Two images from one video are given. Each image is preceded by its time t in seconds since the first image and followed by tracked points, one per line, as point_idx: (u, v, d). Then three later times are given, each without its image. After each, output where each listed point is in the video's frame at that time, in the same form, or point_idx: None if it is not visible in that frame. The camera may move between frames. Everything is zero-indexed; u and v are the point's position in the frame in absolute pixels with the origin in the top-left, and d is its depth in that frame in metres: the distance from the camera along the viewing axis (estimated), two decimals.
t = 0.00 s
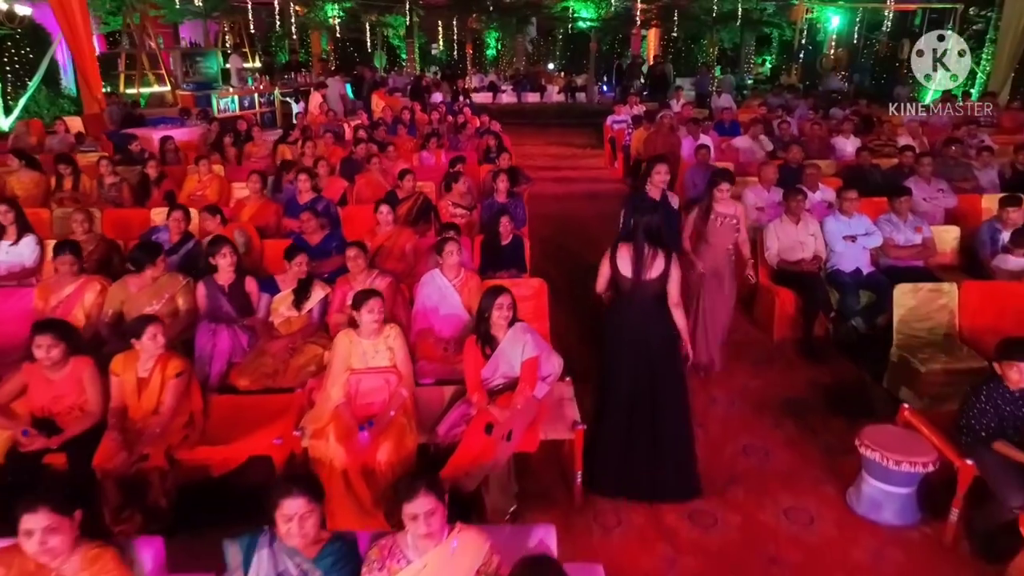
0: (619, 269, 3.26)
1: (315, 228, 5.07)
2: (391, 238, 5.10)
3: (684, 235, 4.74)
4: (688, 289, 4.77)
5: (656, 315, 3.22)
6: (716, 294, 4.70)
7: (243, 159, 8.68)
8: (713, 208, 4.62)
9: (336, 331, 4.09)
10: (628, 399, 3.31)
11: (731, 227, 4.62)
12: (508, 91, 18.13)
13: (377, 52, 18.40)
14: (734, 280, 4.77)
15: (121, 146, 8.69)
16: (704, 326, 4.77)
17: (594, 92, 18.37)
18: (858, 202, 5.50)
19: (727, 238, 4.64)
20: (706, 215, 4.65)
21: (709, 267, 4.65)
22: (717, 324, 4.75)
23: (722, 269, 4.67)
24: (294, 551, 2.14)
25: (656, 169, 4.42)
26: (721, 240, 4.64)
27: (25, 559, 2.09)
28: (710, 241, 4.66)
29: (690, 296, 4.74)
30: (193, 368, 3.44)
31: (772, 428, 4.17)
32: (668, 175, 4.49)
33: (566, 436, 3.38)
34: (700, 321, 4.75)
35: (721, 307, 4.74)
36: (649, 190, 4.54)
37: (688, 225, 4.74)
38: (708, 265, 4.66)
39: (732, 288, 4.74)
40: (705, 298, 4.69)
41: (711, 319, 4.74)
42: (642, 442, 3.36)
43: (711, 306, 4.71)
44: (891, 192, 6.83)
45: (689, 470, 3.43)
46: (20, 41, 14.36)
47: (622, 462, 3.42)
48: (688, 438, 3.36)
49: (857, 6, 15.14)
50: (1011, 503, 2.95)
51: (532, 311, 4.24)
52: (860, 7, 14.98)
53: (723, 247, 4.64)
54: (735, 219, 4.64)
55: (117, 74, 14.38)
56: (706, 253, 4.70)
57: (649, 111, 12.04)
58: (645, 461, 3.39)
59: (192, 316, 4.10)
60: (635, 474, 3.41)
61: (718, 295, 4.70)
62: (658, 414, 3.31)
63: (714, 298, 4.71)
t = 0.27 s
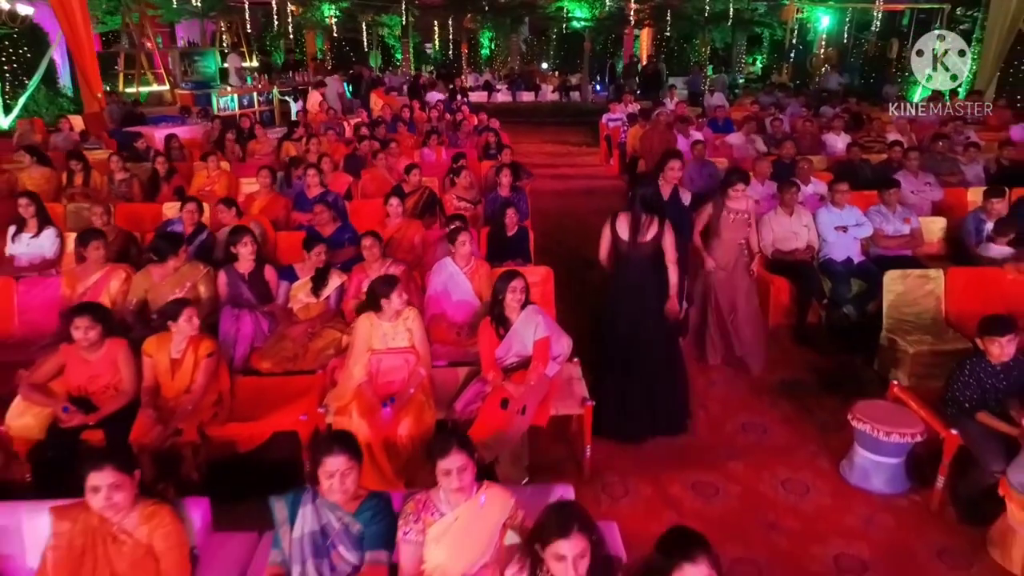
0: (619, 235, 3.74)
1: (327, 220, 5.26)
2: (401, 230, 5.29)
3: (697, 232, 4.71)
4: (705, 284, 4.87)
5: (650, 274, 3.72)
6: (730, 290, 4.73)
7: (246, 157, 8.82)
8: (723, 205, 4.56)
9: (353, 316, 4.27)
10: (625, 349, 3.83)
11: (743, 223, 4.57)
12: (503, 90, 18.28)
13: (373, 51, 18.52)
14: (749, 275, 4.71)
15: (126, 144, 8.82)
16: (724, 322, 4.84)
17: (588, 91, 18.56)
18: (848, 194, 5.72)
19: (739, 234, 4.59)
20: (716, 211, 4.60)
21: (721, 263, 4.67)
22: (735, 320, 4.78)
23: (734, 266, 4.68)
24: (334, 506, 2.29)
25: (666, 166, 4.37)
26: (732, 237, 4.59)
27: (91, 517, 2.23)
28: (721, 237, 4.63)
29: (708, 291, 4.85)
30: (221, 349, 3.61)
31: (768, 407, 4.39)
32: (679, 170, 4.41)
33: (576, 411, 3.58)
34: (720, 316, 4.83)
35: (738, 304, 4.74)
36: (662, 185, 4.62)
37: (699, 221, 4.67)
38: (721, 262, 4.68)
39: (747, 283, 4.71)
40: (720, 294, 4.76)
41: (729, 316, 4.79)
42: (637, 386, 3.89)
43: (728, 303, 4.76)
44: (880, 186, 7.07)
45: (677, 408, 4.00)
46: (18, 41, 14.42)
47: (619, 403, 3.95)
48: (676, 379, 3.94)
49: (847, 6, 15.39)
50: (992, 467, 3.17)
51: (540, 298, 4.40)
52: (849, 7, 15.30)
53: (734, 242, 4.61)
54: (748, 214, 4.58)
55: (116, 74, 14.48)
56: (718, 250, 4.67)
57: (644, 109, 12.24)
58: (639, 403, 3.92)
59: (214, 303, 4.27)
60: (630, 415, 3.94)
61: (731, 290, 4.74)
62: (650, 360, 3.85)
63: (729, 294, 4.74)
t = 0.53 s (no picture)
0: (609, 223, 4.21)
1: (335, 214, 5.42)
2: (407, 224, 5.46)
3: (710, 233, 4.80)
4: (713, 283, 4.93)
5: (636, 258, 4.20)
6: (743, 292, 4.79)
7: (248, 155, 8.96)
8: (738, 206, 4.67)
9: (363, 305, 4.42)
10: (617, 327, 4.29)
11: (757, 225, 4.67)
12: (498, 89, 18.44)
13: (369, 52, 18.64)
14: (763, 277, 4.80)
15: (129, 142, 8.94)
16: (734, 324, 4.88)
17: (582, 90, 18.74)
18: (839, 188, 5.91)
19: (754, 237, 4.69)
20: (731, 213, 4.70)
21: (735, 264, 4.74)
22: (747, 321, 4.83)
23: (748, 266, 4.74)
24: (362, 472, 2.43)
25: (675, 165, 4.47)
26: (747, 238, 4.68)
27: (138, 484, 2.36)
28: (737, 238, 4.70)
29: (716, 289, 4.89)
30: (241, 335, 3.77)
31: (764, 391, 4.58)
32: (689, 172, 4.53)
33: (582, 393, 3.75)
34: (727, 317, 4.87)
35: (749, 305, 4.80)
36: (670, 185, 4.64)
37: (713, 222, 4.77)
38: (734, 262, 4.76)
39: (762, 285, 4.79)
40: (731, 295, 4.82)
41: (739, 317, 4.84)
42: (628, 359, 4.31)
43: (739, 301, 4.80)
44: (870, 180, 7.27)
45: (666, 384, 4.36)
46: (15, 41, 14.52)
47: (612, 376, 4.36)
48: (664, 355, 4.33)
49: (837, 6, 15.64)
50: (975, 441, 3.36)
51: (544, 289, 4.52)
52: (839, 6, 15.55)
53: (749, 243, 4.69)
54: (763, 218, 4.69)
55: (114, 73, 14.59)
56: (733, 251, 4.74)
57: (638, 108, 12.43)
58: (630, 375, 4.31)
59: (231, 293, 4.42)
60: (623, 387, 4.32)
61: (744, 291, 4.79)
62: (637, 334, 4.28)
63: (742, 295, 4.80)
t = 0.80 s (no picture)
0: (592, 196, 4.88)
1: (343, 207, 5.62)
2: (414, 216, 5.66)
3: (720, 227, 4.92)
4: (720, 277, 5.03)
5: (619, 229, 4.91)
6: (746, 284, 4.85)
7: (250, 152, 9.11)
8: (746, 200, 4.76)
9: (375, 292, 4.62)
10: (608, 292, 4.96)
11: (764, 219, 4.76)
12: (491, 88, 18.63)
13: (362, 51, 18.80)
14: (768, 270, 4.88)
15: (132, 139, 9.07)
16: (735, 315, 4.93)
17: (574, 89, 18.97)
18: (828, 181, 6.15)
19: (759, 231, 4.77)
20: (738, 207, 4.81)
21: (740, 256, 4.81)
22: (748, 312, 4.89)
23: (753, 259, 4.82)
24: (390, 437, 2.64)
25: (684, 162, 4.59)
26: (754, 232, 4.76)
27: (185, 449, 2.54)
28: (743, 232, 4.79)
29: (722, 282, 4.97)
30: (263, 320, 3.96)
31: (757, 372, 4.81)
32: (700, 170, 4.64)
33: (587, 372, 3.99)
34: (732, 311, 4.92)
35: (754, 296, 4.89)
36: (681, 183, 4.76)
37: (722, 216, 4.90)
38: (740, 254, 4.84)
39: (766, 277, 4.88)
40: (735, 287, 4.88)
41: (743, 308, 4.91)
42: (618, 319, 4.96)
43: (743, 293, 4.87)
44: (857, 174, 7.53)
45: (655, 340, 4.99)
46: (9, 41, 14.60)
47: (604, 335, 5.01)
48: (649, 314, 4.98)
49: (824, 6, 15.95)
50: (955, 412, 3.59)
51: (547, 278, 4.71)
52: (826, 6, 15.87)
53: (756, 237, 4.76)
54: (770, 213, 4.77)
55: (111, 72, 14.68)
56: (740, 244, 4.83)
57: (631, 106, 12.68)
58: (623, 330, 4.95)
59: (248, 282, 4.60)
60: (617, 344, 4.96)
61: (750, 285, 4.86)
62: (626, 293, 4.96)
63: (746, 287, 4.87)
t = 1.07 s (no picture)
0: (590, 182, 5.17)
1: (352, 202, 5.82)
2: (420, 209, 5.86)
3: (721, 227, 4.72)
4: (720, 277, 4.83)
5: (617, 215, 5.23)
6: (747, 285, 4.67)
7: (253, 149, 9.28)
8: (747, 199, 4.57)
9: (387, 280, 4.81)
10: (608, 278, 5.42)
11: (764, 220, 4.55)
12: (485, 87, 18.82)
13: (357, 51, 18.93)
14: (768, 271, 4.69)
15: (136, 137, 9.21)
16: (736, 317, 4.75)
17: (567, 89, 19.18)
18: (818, 174, 6.39)
19: (760, 231, 4.57)
20: (739, 206, 4.62)
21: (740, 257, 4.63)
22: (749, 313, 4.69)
23: (753, 259, 4.64)
24: (416, 407, 2.84)
25: (692, 162, 4.47)
26: (754, 232, 4.57)
27: (225, 419, 2.74)
28: (743, 232, 4.60)
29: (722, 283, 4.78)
30: (283, 305, 4.15)
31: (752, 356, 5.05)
32: (706, 170, 4.52)
33: (592, 353, 4.23)
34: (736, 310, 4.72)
35: (754, 299, 4.69)
36: (687, 182, 4.65)
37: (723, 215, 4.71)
38: (740, 254, 4.65)
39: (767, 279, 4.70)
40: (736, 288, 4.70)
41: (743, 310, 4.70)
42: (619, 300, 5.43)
43: (744, 294, 4.68)
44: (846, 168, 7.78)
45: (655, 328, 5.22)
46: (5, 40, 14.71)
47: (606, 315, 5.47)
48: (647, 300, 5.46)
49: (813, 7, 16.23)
50: (938, 386, 3.86)
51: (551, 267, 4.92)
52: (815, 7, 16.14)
53: (756, 238, 4.57)
54: (771, 213, 4.57)
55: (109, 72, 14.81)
56: (739, 245, 4.64)
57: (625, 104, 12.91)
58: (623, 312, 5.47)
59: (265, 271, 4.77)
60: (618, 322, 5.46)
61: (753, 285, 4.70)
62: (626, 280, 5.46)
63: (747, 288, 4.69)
